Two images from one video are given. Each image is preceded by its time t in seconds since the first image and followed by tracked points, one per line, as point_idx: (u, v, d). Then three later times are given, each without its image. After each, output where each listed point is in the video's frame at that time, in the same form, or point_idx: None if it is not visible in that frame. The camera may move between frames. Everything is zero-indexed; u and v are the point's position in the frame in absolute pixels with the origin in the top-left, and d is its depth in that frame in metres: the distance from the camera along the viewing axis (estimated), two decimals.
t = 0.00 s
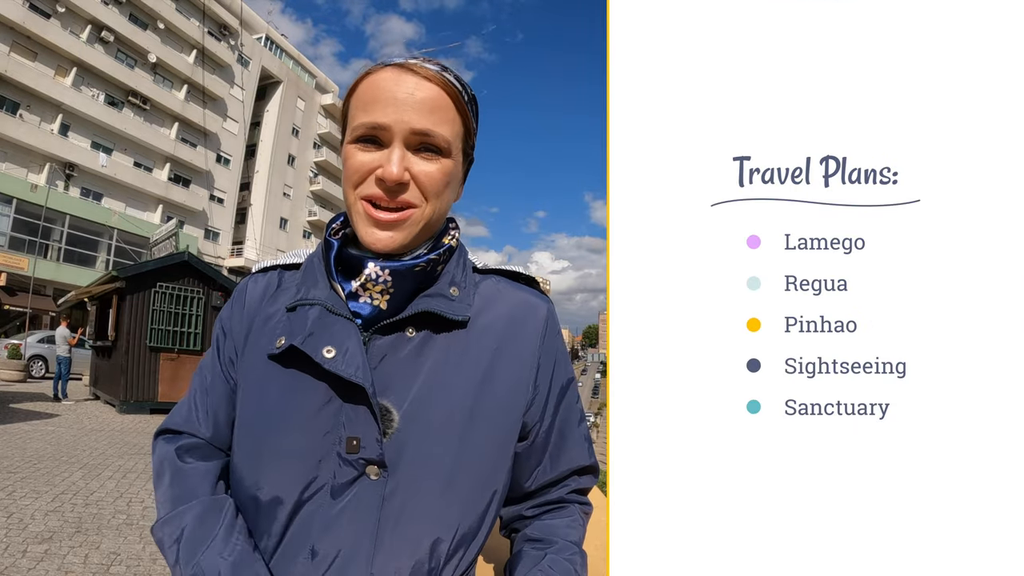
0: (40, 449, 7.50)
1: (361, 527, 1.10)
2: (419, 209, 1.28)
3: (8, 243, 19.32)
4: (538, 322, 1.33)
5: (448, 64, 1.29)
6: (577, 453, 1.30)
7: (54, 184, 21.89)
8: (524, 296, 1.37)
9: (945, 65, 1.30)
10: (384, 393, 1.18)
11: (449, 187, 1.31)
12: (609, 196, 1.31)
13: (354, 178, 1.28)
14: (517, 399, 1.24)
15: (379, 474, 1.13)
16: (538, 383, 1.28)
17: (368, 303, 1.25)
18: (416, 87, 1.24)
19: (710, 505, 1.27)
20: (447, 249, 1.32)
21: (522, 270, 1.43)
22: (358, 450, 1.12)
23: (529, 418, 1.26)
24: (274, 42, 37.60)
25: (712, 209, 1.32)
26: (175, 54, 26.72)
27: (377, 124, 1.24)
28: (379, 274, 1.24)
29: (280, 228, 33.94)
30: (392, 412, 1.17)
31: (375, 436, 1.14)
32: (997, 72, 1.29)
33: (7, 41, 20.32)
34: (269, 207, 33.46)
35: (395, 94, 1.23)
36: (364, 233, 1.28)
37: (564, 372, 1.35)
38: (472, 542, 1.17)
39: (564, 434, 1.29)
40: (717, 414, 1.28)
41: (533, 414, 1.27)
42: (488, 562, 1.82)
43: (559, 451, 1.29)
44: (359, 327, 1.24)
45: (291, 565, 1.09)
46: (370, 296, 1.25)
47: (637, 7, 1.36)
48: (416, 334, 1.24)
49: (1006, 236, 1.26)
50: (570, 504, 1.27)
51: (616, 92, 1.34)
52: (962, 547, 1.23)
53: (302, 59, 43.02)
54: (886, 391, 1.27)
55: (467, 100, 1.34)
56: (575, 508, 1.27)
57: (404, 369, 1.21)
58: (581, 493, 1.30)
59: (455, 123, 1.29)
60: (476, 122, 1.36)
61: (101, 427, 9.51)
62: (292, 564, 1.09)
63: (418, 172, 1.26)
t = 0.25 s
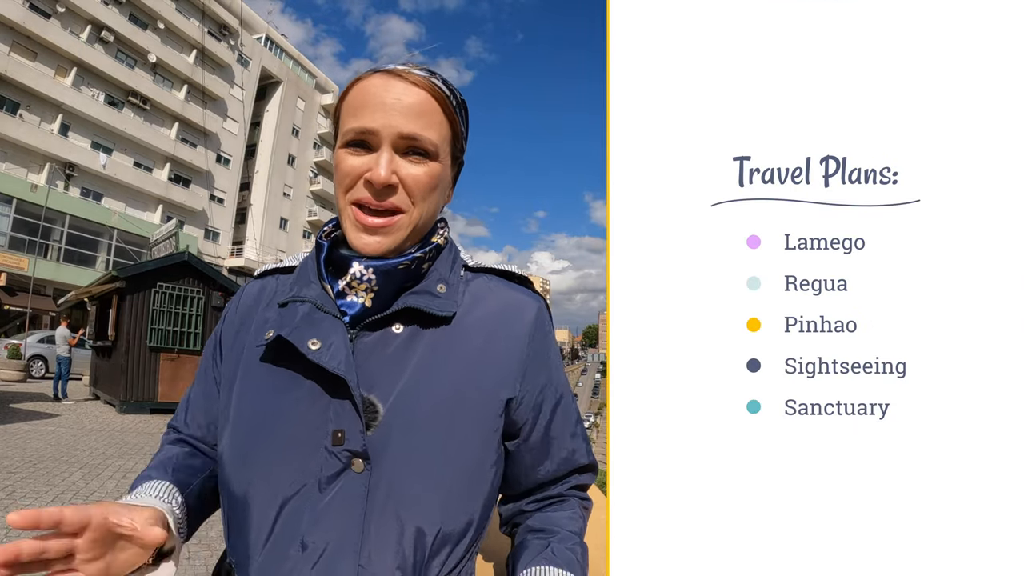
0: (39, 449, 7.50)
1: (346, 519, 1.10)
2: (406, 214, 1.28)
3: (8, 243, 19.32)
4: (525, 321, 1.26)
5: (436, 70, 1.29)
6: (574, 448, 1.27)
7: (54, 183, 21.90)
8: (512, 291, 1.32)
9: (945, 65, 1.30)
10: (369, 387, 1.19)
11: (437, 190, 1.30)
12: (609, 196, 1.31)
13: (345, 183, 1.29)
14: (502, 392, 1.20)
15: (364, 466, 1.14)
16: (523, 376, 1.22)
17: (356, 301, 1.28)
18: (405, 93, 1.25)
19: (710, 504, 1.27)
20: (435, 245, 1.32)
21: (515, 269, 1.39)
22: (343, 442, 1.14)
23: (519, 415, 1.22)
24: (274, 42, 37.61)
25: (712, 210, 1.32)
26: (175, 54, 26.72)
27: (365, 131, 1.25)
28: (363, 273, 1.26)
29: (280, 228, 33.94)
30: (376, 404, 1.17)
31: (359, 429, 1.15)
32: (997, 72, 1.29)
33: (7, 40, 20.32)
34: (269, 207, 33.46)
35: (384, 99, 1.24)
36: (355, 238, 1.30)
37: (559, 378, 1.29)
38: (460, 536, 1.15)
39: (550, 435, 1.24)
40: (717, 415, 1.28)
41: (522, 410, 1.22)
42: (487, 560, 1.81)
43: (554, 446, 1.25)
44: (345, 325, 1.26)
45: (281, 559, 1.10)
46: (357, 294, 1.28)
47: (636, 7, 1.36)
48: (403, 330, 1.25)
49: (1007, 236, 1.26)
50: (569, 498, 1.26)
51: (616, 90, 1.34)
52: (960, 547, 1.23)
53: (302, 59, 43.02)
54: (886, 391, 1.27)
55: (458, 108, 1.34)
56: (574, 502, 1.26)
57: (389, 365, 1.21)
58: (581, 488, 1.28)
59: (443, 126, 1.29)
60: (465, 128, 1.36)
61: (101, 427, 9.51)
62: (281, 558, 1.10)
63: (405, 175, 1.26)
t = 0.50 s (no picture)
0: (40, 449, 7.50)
1: (340, 508, 1.26)
2: (397, 213, 1.45)
3: (8, 243, 19.32)
4: (518, 314, 1.43)
5: (429, 77, 1.44)
6: (570, 443, 1.41)
7: (54, 184, 21.90)
8: (506, 290, 1.47)
9: (945, 66, 1.31)
10: (358, 382, 1.35)
11: (427, 191, 1.46)
12: (609, 196, 1.31)
13: (340, 184, 1.45)
14: (490, 387, 1.34)
15: (352, 460, 1.29)
16: (511, 371, 1.36)
17: (347, 297, 1.45)
18: (396, 98, 1.39)
19: (711, 504, 1.27)
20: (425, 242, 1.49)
21: (508, 266, 1.58)
22: (332, 436, 1.30)
23: (508, 407, 1.37)
24: (274, 42, 37.57)
25: (712, 210, 1.32)
26: (175, 54, 26.71)
27: (360, 135, 1.40)
28: (352, 269, 1.44)
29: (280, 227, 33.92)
30: (364, 397, 1.34)
31: (347, 423, 1.30)
32: (997, 72, 1.29)
33: (7, 41, 20.32)
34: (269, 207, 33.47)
35: (378, 103, 1.38)
36: (348, 235, 1.46)
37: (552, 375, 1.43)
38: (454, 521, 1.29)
39: (541, 429, 1.38)
40: (717, 415, 1.28)
41: (511, 401, 1.37)
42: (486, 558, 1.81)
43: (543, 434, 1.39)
44: (338, 322, 1.43)
45: (277, 552, 1.25)
46: (346, 290, 1.45)
47: (638, 5, 1.36)
48: (392, 324, 1.41)
49: (1008, 235, 1.26)
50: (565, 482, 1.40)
51: (615, 90, 1.34)
52: (961, 547, 1.23)
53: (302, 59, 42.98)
54: (886, 391, 1.27)
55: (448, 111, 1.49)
56: (572, 486, 1.40)
57: (383, 358, 1.37)
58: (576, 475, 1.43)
59: (434, 131, 1.44)
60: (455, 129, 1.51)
61: (101, 427, 9.50)
62: (279, 549, 1.25)
63: (397, 177, 1.42)
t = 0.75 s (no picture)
0: (39, 449, 7.50)
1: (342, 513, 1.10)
2: (398, 215, 1.27)
3: (8, 243, 19.33)
4: (513, 311, 1.25)
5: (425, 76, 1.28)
6: (569, 441, 1.25)
7: (54, 184, 21.90)
8: (502, 285, 1.30)
9: (945, 65, 1.30)
10: (359, 381, 1.17)
11: (428, 192, 1.30)
12: (609, 197, 1.31)
13: (337, 188, 1.29)
14: (494, 383, 1.18)
15: (356, 460, 1.13)
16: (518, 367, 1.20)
17: (348, 299, 1.25)
18: (392, 100, 1.24)
19: (710, 504, 1.27)
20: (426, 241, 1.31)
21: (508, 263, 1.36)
22: (335, 436, 1.14)
23: (511, 407, 1.20)
24: (274, 42, 37.59)
25: (712, 209, 1.32)
26: (175, 54, 26.72)
27: (354, 136, 1.25)
28: (353, 271, 1.25)
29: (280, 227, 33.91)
30: (367, 398, 1.16)
31: (349, 424, 1.14)
32: (997, 72, 1.29)
33: (7, 41, 20.32)
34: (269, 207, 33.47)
35: (373, 106, 1.24)
36: (348, 239, 1.29)
37: (550, 363, 1.27)
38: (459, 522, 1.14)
39: (547, 428, 1.22)
40: (717, 415, 1.28)
41: (512, 401, 1.20)
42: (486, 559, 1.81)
43: (549, 439, 1.23)
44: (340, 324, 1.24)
45: (280, 555, 1.11)
46: (348, 292, 1.26)
47: (637, 7, 1.37)
48: (394, 325, 1.23)
49: (1006, 236, 1.26)
50: (562, 483, 1.22)
51: (616, 90, 1.34)
52: (961, 547, 1.23)
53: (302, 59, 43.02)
54: (885, 391, 1.27)
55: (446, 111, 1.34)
56: (569, 487, 1.22)
57: (381, 357, 1.19)
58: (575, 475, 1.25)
59: (430, 132, 1.28)
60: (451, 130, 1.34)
61: (101, 427, 9.50)
62: (280, 553, 1.11)
63: (396, 179, 1.26)
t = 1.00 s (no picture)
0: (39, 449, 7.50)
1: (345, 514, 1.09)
2: (393, 217, 1.26)
3: (8, 243, 19.33)
4: (520, 316, 1.25)
5: (422, 75, 1.26)
6: (569, 447, 1.25)
7: (54, 184, 21.90)
8: (507, 289, 1.30)
9: (945, 66, 1.30)
10: (365, 382, 1.17)
11: (425, 193, 1.28)
12: (609, 197, 1.31)
13: (334, 193, 1.29)
14: (499, 388, 1.18)
15: (361, 460, 1.12)
16: (521, 371, 1.20)
17: (354, 299, 1.25)
18: (388, 100, 1.23)
19: (710, 504, 1.27)
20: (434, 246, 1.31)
21: (512, 269, 1.36)
22: (340, 437, 1.13)
23: (514, 412, 1.20)
24: (275, 42, 37.57)
25: (712, 210, 1.32)
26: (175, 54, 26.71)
27: (349, 138, 1.25)
28: (363, 271, 1.23)
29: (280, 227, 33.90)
30: (374, 399, 1.15)
31: (355, 424, 1.13)
32: (998, 73, 1.29)
33: (7, 41, 20.34)
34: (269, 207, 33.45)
35: (369, 108, 1.23)
36: (346, 243, 1.28)
37: (552, 365, 1.27)
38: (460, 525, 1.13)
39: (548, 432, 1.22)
40: (717, 415, 1.28)
41: (517, 406, 1.20)
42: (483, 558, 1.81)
43: (550, 443, 1.23)
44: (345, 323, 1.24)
45: (282, 553, 1.10)
46: (355, 291, 1.25)
47: (637, 6, 1.37)
48: (401, 327, 1.23)
49: (1007, 237, 1.26)
50: (556, 491, 1.22)
51: (616, 91, 1.34)
52: (961, 547, 1.23)
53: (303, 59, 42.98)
54: (886, 391, 1.27)
55: (446, 110, 1.33)
56: (565, 494, 1.22)
57: (387, 359, 1.19)
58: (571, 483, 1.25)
59: (427, 132, 1.26)
60: (452, 129, 1.33)
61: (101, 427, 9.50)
62: (282, 551, 1.10)
63: (390, 181, 1.24)
